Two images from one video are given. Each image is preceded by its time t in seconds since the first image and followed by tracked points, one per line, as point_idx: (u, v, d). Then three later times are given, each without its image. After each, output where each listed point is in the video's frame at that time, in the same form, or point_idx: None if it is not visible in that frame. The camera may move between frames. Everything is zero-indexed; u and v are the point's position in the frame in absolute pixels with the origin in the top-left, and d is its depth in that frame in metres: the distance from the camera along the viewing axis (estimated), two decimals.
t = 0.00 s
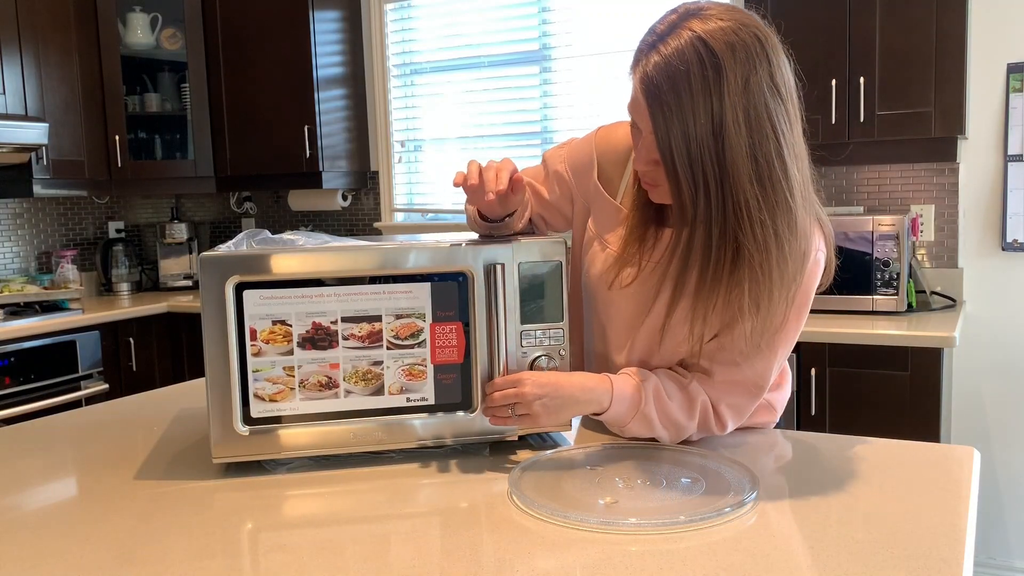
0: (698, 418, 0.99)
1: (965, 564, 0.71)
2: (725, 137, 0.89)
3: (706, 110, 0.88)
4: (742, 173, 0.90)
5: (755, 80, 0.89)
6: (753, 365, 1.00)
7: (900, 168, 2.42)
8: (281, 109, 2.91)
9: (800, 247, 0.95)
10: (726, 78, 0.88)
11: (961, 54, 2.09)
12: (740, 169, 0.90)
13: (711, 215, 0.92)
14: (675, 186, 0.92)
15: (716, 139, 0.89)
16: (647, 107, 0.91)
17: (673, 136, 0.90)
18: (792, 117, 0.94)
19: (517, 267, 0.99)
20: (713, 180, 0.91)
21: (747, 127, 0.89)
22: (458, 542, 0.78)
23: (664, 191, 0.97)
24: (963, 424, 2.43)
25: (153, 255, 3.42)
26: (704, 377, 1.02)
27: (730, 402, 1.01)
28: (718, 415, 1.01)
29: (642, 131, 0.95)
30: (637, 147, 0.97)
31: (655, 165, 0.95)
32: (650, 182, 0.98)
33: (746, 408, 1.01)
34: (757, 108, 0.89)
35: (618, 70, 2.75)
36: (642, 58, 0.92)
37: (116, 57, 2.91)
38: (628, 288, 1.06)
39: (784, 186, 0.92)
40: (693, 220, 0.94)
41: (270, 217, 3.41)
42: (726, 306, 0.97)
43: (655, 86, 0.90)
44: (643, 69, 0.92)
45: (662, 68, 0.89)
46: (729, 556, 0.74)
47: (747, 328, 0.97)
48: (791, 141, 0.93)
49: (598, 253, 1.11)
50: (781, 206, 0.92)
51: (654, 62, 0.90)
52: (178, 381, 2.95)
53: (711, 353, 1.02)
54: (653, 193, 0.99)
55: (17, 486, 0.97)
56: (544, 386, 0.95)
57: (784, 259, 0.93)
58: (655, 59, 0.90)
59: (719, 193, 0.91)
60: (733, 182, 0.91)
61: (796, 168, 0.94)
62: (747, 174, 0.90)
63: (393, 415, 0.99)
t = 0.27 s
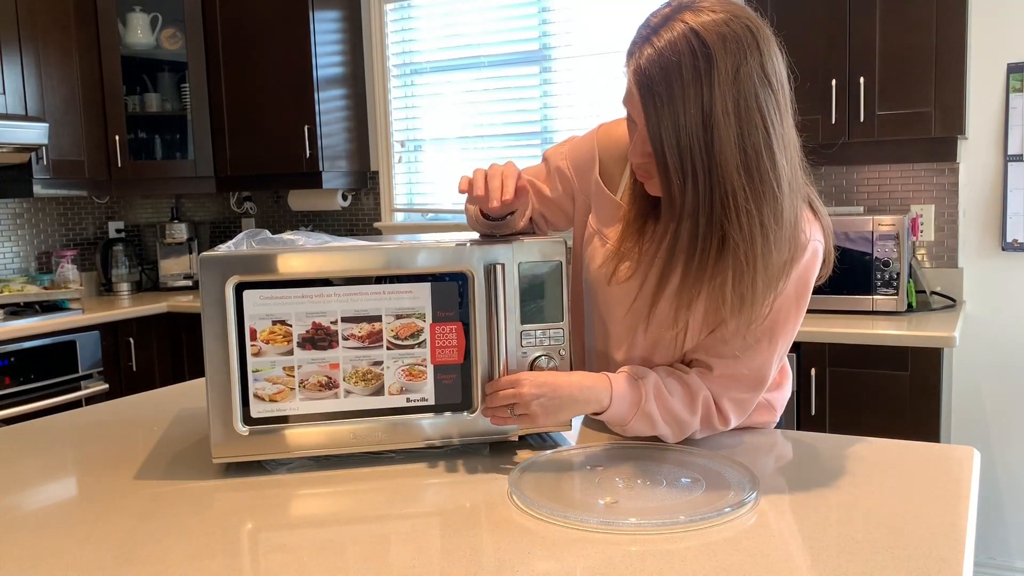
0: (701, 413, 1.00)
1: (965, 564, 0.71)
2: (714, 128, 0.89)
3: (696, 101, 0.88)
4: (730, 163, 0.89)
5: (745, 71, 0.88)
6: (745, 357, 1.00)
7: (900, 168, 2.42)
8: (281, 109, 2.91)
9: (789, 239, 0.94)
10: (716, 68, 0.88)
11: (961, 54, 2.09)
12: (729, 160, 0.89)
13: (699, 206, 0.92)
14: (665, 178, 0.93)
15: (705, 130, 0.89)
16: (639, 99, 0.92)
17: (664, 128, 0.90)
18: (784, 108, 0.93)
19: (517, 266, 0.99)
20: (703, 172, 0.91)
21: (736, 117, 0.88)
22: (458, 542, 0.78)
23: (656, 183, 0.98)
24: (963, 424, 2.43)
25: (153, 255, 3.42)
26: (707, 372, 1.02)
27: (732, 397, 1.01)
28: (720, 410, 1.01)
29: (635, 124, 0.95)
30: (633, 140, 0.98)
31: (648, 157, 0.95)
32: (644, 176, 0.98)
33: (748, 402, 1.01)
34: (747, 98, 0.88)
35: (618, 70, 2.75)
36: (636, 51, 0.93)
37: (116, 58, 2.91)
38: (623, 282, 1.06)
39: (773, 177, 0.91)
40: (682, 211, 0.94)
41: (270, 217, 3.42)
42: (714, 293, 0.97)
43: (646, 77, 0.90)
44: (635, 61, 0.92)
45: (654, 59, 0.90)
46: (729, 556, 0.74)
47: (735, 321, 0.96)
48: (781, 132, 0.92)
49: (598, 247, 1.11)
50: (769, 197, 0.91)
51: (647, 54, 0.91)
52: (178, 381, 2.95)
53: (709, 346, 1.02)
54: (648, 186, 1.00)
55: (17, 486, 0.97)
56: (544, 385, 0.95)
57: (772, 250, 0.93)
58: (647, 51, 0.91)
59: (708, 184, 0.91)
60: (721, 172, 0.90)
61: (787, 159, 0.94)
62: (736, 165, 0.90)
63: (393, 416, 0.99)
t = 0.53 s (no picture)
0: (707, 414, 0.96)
1: (965, 564, 0.71)
2: (714, 126, 0.89)
3: (697, 99, 0.88)
4: (728, 161, 0.89)
5: (749, 71, 0.88)
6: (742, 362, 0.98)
7: (900, 168, 2.42)
8: (281, 110, 2.91)
9: (784, 243, 0.93)
10: (719, 67, 0.87)
11: (960, 54, 2.09)
12: (728, 158, 0.89)
13: (696, 204, 0.92)
14: (665, 174, 0.93)
15: (706, 128, 0.89)
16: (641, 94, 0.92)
17: (665, 123, 0.90)
18: (787, 111, 0.93)
19: (517, 266, 0.97)
20: (701, 169, 0.91)
21: (738, 117, 0.88)
22: (458, 542, 0.78)
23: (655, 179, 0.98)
24: (962, 424, 2.43)
25: (153, 255, 3.42)
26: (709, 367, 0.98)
27: (734, 394, 0.97)
28: (724, 411, 0.97)
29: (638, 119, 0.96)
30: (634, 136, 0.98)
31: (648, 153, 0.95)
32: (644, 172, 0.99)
33: (748, 398, 0.98)
34: (749, 99, 0.88)
35: (618, 70, 2.75)
36: (640, 47, 0.93)
37: (116, 58, 2.91)
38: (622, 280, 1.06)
39: (772, 179, 0.91)
40: (680, 209, 0.93)
41: (270, 217, 3.42)
42: (707, 293, 0.96)
43: (649, 73, 0.90)
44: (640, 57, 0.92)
45: (657, 55, 0.90)
46: (729, 556, 0.74)
47: (728, 322, 0.95)
48: (783, 135, 0.91)
49: (599, 245, 1.12)
50: (766, 199, 0.91)
51: (651, 50, 0.91)
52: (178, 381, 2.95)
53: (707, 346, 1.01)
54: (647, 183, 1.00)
55: (17, 487, 0.97)
56: (544, 395, 0.90)
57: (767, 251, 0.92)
58: (652, 48, 0.91)
59: (705, 182, 0.91)
60: (720, 170, 0.90)
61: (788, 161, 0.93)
62: (734, 164, 0.89)
63: (387, 425, 0.97)
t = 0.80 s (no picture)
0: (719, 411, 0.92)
1: (965, 564, 0.71)
2: (727, 127, 0.88)
3: (711, 100, 0.88)
4: (744, 162, 0.88)
5: (762, 73, 0.88)
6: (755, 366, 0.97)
7: (900, 168, 2.43)
8: (281, 110, 2.91)
9: (799, 246, 0.92)
10: (733, 68, 0.88)
11: (960, 53, 2.09)
12: (742, 159, 0.88)
13: (709, 206, 0.91)
14: (676, 175, 0.93)
15: (719, 130, 0.89)
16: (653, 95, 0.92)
17: (679, 124, 0.90)
18: (798, 115, 0.93)
19: (517, 267, 0.89)
20: (715, 171, 0.90)
21: (751, 118, 0.88)
22: (457, 542, 0.78)
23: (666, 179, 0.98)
24: (962, 424, 2.43)
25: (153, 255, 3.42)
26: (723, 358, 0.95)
27: (754, 382, 0.94)
28: (744, 403, 0.93)
29: (649, 119, 0.95)
30: (643, 138, 0.98)
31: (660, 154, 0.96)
32: (653, 174, 0.99)
33: (768, 387, 0.95)
34: (763, 101, 0.88)
35: (618, 70, 2.75)
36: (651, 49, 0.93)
37: (116, 57, 2.91)
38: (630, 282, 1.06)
39: (786, 182, 0.90)
40: (691, 211, 0.93)
41: (270, 217, 3.42)
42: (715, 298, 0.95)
43: (662, 73, 0.90)
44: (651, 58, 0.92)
45: (671, 56, 0.90)
46: (728, 556, 0.74)
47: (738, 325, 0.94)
48: (795, 138, 0.91)
49: (604, 250, 1.11)
50: (782, 201, 0.90)
51: (664, 50, 0.91)
52: (178, 381, 2.95)
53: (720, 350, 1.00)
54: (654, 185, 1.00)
55: (17, 487, 0.97)
56: (536, 404, 0.86)
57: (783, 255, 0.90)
58: (665, 49, 0.91)
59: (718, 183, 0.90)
60: (734, 171, 0.89)
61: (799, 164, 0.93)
62: (749, 165, 0.89)
63: (375, 434, 0.94)
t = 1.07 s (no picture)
0: (768, 408, 0.87)
1: (965, 564, 0.71)
2: (735, 128, 0.88)
3: (716, 101, 0.88)
4: (753, 163, 0.89)
5: (766, 74, 0.88)
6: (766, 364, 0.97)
7: (900, 168, 2.43)
8: (282, 110, 2.91)
9: (815, 243, 0.92)
10: (737, 70, 0.88)
11: (960, 53, 2.09)
12: (752, 159, 0.89)
13: (721, 206, 0.92)
14: (683, 177, 0.93)
15: (726, 131, 0.89)
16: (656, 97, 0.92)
17: (683, 127, 0.90)
18: (800, 113, 0.93)
19: (517, 271, 0.99)
20: (725, 171, 0.90)
21: (758, 117, 0.88)
22: (457, 542, 0.78)
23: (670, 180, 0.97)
24: (962, 424, 2.43)
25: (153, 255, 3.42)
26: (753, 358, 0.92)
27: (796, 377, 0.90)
28: (792, 396, 0.89)
29: (651, 121, 0.95)
30: (643, 140, 0.98)
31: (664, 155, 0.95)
32: (655, 176, 0.98)
33: (810, 380, 0.90)
34: (767, 101, 0.88)
35: (618, 70, 2.75)
36: (652, 51, 0.93)
37: (117, 58, 2.91)
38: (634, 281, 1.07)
39: (793, 180, 0.91)
40: (702, 211, 0.93)
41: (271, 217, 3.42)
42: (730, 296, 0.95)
43: (665, 75, 0.90)
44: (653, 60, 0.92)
45: (674, 58, 0.90)
46: (728, 556, 0.74)
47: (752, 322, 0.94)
48: (799, 137, 0.92)
49: (607, 252, 1.12)
50: (792, 199, 0.90)
51: (666, 51, 0.91)
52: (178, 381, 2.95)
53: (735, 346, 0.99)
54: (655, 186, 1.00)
55: (17, 487, 0.97)
56: (592, 435, 0.79)
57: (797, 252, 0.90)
58: (667, 51, 0.91)
59: (729, 183, 0.91)
60: (744, 172, 0.89)
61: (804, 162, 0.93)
62: (758, 165, 0.89)
63: (362, 441, 0.91)
